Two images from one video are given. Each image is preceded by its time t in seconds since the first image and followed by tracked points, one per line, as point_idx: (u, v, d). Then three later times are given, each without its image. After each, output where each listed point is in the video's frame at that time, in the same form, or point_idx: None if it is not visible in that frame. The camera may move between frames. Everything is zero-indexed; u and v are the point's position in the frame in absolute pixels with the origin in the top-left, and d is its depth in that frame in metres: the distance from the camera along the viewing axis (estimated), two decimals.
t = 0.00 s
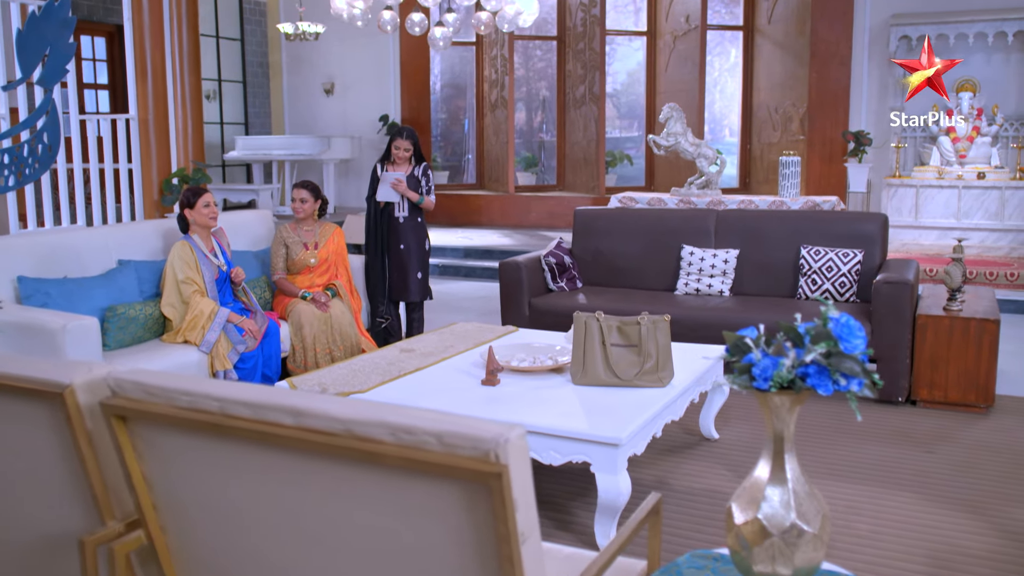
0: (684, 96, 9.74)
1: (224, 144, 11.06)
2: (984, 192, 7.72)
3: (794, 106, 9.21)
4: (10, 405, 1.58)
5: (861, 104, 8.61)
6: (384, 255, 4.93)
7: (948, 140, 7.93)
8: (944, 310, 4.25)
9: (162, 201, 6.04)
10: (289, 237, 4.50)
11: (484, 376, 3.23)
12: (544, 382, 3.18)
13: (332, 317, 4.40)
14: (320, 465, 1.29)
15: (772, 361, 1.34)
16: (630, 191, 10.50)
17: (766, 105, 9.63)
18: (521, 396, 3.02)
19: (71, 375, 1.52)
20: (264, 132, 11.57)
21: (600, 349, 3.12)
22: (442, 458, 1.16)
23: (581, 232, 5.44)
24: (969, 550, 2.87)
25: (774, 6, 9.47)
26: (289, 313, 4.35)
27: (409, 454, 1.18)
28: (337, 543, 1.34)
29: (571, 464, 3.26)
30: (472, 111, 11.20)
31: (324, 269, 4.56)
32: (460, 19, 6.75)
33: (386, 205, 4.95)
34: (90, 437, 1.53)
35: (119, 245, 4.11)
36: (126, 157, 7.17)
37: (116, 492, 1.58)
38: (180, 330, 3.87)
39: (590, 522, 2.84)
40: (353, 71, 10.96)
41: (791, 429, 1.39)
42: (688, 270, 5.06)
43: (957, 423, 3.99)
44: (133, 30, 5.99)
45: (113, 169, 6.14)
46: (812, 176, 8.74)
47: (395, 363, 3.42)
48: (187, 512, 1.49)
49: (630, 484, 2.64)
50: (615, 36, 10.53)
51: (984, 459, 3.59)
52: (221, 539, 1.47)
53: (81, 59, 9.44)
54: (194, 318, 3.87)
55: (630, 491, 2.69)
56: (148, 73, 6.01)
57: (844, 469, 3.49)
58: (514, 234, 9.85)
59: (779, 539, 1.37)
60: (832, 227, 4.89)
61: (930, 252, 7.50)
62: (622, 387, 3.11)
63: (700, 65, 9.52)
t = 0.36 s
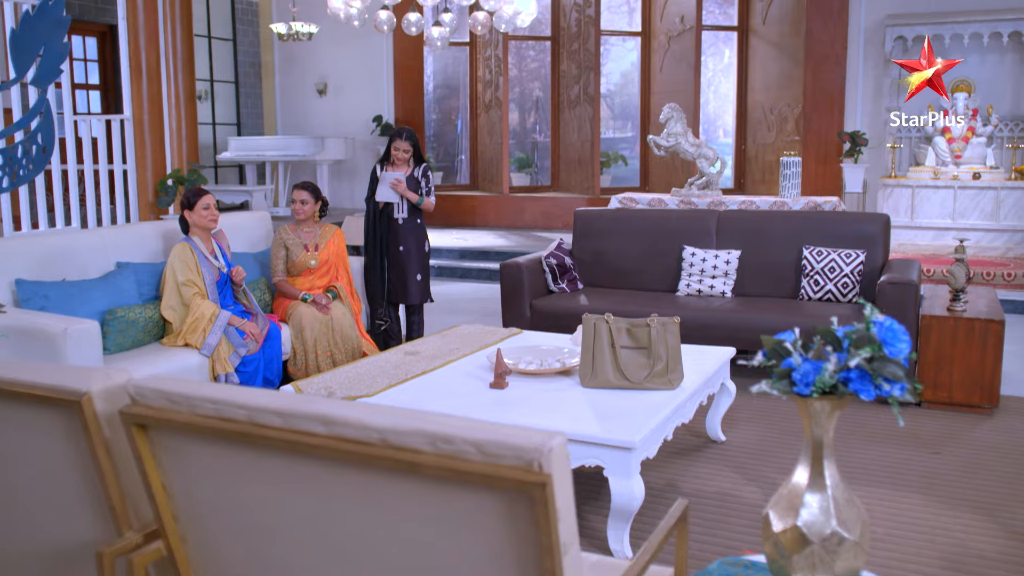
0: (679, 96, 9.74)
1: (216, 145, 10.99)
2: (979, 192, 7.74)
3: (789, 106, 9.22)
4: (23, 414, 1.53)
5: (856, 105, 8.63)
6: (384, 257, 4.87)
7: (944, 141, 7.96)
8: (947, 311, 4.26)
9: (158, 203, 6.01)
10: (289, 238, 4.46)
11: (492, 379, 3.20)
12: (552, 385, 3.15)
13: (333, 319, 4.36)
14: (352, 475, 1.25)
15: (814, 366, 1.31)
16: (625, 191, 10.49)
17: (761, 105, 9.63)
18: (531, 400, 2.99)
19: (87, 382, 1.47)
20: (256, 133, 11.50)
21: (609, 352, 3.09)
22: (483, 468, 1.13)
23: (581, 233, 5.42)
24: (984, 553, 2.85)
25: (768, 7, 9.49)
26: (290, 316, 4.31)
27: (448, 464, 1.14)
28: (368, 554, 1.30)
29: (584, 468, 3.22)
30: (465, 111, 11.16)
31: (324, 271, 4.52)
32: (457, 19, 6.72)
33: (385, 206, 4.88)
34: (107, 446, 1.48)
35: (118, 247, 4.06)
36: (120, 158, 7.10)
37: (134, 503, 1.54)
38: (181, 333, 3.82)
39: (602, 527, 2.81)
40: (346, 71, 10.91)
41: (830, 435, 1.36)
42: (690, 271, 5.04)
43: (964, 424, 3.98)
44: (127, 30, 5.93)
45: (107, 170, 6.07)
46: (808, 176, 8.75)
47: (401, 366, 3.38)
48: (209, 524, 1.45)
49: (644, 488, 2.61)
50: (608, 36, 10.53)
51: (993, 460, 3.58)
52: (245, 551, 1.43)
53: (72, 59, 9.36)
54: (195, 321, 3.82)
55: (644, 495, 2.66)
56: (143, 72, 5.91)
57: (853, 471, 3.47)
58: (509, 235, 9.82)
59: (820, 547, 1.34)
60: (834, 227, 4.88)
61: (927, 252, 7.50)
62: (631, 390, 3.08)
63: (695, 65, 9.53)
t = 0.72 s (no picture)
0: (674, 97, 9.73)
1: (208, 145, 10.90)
2: (975, 193, 7.76)
3: (784, 107, 9.21)
4: (40, 422, 1.49)
5: (851, 106, 8.64)
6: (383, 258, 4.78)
7: (939, 141, 7.96)
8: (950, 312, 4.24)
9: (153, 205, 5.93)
10: (289, 240, 4.40)
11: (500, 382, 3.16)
12: (561, 388, 3.12)
13: (334, 322, 4.31)
14: (388, 486, 1.22)
15: (858, 370, 1.31)
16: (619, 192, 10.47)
17: (755, 105, 9.61)
18: (540, 403, 2.96)
19: (105, 390, 1.43)
20: (248, 134, 11.41)
21: (619, 354, 3.07)
22: (528, 478, 1.10)
23: (581, 233, 5.40)
24: (999, 556, 2.83)
25: (763, 7, 9.47)
26: (290, 318, 4.26)
27: (491, 474, 1.11)
28: (402, 566, 1.27)
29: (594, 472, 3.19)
30: (459, 112, 11.10)
31: (324, 273, 4.46)
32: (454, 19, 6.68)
33: (385, 207, 4.78)
34: (126, 455, 1.44)
35: (117, 249, 4.01)
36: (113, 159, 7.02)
37: (153, 512, 1.50)
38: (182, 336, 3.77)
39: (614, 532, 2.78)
40: (339, 72, 10.85)
41: (871, 441, 1.36)
42: (691, 272, 5.02)
43: (970, 425, 3.96)
44: (122, 29, 5.86)
45: (101, 172, 6.01)
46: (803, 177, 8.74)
47: (407, 370, 3.34)
48: (234, 536, 1.41)
49: (658, 492, 2.58)
50: (601, 36, 10.50)
51: (1001, 461, 3.56)
52: (270, 563, 1.39)
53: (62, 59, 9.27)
54: (196, 323, 3.77)
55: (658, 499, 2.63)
56: (137, 73, 5.86)
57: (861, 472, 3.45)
58: (503, 236, 9.77)
59: (862, 554, 1.33)
60: (836, 228, 4.87)
61: (922, 252, 7.52)
62: (642, 393, 3.05)
63: (690, 65, 9.52)
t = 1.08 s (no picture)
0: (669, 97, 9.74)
1: (200, 146, 10.83)
2: (970, 193, 7.79)
3: (779, 107, 9.21)
4: (56, 431, 1.45)
5: (846, 106, 8.63)
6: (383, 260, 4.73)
7: (935, 141, 7.98)
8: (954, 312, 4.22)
9: (149, 206, 5.89)
10: (289, 241, 4.35)
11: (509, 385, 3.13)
12: (571, 390, 3.09)
13: (336, 324, 4.27)
14: (426, 495, 1.18)
15: (905, 376, 1.36)
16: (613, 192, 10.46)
17: (750, 106, 9.61)
18: (551, 406, 2.92)
19: (125, 397, 1.39)
20: (240, 134, 11.34)
21: (629, 356, 3.04)
22: (576, 488, 1.07)
23: (582, 234, 5.37)
24: (1014, 558, 2.81)
25: (758, 7, 9.47)
26: (291, 320, 4.22)
27: (538, 484, 1.09)
28: None
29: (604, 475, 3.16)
30: (452, 111, 11.05)
31: (324, 274, 4.42)
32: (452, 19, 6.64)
33: (385, 208, 4.71)
34: (148, 465, 1.40)
35: (115, 251, 3.96)
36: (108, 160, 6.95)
37: (174, 523, 1.46)
38: (183, 339, 3.72)
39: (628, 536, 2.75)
40: (332, 72, 10.80)
41: (914, 447, 1.42)
42: (693, 273, 5.00)
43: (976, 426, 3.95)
44: (117, 28, 5.79)
45: (95, 172, 5.94)
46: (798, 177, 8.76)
47: (414, 373, 3.31)
48: (260, 548, 1.37)
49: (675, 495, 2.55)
50: (595, 37, 10.50)
51: (1010, 463, 3.55)
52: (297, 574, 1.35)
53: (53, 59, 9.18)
54: (197, 326, 3.72)
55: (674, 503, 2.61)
56: (132, 72, 5.80)
57: (870, 473, 3.43)
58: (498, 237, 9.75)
59: (908, 562, 1.38)
60: (838, 228, 4.86)
61: (918, 252, 7.55)
62: (652, 395, 3.02)
63: (685, 66, 9.54)
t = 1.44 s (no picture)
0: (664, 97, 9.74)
1: (192, 146, 10.75)
2: (966, 192, 7.82)
3: (774, 107, 9.21)
4: (78, 439, 1.41)
5: (842, 106, 8.62)
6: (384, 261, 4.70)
7: (930, 141, 8.01)
8: (959, 311, 4.23)
9: (145, 206, 5.84)
10: (288, 243, 4.30)
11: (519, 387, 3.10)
12: (581, 392, 3.06)
13: (337, 325, 4.22)
14: (468, 505, 1.15)
15: (953, 381, 1.43)
16: (608, 192, 10.46)
17: (744, 106, 9.61)
18: (563, 409, 2.90)
19: (149, 403, 1.35)
20: (232, 134, 11.26)
21: (640, 358, 3.01)
22: (628, 497, 1.05)
23: (582, 234, 5.35)
24: None
25: (752, 7, 9.46)
26: (292, 322, 4.16)
27: (588, 493, 1.06)
28: None
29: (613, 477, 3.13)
30: (446, 111, 11.00)
31: (327, 274, 4.39)
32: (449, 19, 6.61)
33: (386, 208, 4.67)
34: (173, 474, 1.36)
35: (114, 252, 3.91)
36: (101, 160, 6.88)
37: (198, 533, 1.42)
38: (184, 342, 3.68)
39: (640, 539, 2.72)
40: (325, 71, 10.74)
41: (957, 454, 1.52)
42: (695, 273, 4.98)
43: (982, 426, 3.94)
44: (111, 27, 5.73)
45: (90, 172, 5.88)
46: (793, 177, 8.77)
47: (421, 375, 3.27)
48: (290, 560, 1.33)
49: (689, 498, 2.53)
50: (589, 37, 10.49)
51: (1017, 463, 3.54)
52: None
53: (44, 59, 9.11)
54: (199, 330, 3.68)
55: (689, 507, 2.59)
56: (128, 72, 5.76)
57: (879, 474, 3.42)
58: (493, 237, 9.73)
59: (956, 567, 1.50)
60: (841, 228, 4.85)
61: (914, 252, 7.57)
62: (664, 397, 3.00)
63: (679, 66, 9.54)
